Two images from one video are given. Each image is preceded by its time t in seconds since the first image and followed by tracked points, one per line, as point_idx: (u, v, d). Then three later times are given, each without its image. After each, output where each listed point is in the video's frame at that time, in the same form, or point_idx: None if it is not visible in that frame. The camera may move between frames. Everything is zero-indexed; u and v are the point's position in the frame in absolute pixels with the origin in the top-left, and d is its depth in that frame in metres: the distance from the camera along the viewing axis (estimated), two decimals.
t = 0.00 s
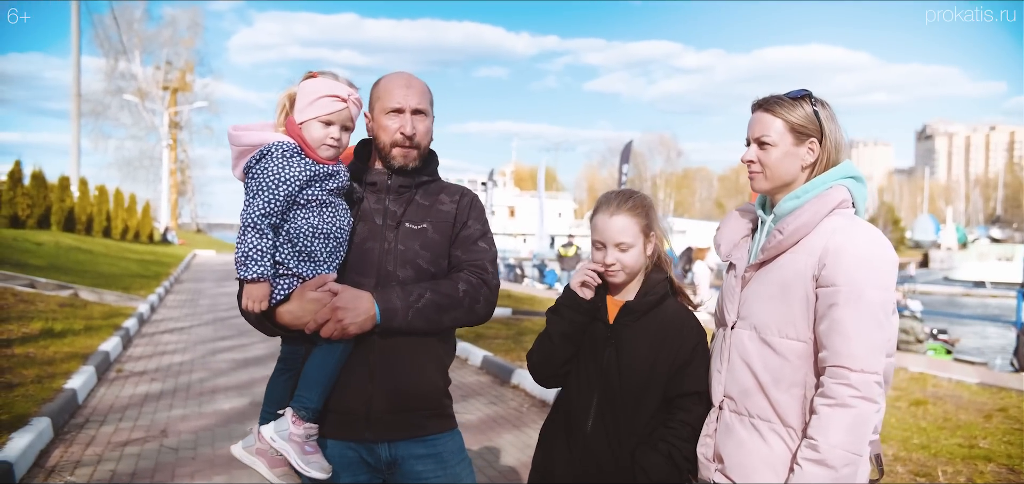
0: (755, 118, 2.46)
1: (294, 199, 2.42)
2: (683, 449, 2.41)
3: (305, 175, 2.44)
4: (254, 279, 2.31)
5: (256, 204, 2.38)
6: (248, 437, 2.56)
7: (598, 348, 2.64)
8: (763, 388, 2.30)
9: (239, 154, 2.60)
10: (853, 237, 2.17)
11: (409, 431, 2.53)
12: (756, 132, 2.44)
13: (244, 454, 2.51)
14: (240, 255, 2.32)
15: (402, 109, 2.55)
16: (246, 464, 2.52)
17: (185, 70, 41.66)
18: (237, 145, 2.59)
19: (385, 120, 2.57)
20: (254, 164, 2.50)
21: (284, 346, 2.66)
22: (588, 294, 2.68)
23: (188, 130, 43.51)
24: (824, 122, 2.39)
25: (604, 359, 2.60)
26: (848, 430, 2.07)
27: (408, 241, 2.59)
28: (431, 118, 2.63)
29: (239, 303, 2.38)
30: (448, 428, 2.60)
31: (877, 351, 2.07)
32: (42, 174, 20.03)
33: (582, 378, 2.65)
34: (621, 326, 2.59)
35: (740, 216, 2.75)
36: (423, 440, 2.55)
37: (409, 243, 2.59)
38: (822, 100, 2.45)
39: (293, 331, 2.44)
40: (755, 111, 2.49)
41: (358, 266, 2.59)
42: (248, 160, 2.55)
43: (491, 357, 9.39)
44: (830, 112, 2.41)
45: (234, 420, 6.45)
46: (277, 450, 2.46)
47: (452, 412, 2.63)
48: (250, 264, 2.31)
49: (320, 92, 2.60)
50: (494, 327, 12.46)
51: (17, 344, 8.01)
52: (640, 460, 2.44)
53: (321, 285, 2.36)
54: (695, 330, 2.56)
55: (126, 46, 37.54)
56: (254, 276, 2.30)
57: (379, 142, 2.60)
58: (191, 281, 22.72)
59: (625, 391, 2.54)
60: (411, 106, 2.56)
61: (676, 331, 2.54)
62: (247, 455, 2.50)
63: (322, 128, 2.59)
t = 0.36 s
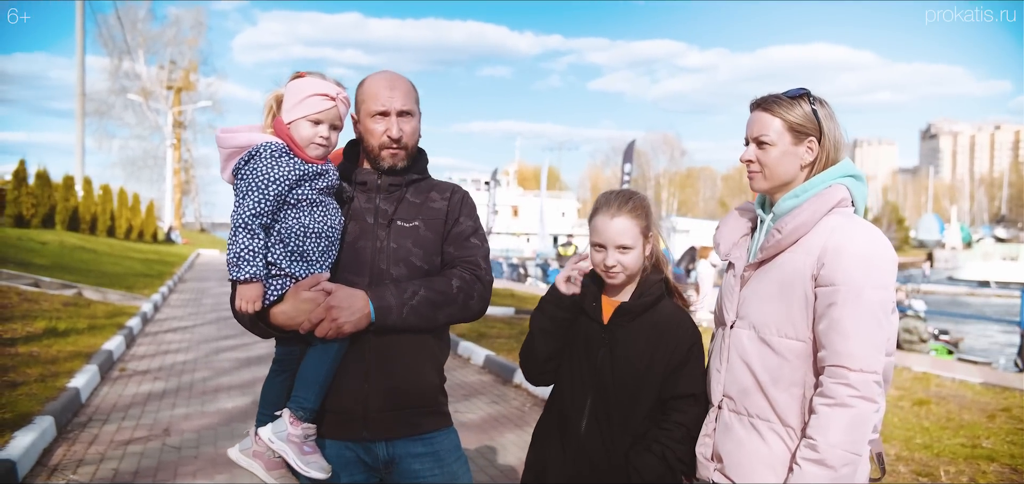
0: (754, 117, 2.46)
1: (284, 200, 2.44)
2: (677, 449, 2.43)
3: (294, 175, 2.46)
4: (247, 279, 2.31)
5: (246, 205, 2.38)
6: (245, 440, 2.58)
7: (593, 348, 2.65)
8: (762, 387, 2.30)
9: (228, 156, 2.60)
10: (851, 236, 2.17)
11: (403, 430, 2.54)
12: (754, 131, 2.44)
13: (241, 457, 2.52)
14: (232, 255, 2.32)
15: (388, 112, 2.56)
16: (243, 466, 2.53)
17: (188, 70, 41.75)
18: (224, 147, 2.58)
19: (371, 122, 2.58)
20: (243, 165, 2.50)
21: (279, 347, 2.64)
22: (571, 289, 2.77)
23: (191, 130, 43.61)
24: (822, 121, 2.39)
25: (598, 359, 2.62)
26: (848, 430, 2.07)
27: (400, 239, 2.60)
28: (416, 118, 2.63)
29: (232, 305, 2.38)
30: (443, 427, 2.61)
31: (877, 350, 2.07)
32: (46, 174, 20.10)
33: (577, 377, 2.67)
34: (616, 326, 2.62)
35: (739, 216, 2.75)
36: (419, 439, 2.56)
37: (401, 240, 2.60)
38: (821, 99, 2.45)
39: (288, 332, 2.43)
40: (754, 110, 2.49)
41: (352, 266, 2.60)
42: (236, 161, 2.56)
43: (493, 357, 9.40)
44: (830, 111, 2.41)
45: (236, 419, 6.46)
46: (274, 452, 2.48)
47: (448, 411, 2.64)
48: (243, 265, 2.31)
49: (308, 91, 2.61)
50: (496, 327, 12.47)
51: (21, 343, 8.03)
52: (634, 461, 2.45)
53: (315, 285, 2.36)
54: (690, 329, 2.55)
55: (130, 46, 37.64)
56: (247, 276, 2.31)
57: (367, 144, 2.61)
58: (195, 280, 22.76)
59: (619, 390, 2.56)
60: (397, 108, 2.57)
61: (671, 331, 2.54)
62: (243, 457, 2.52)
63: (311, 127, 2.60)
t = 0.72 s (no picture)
0: (755, 120, 2.47)
1: (284, 203, 2.45)
2: (664, 448, 2.51)
3: (293, 178, 2.46)
4: (252, 286, 2.34)
5: (247, 210, 2.40)
6: (248, 446, 2.58)
7: (578, 350, 2.71)
8: (763, 390, 2.31)
9: (219, 163, 2.59)
10: (852, 238, 2.17)
11: (406, 430, 2.58)
12: (756, 135, 2.45)
13: (246, 464, 2.53)
14: (235, 262, 2.34)
15: (380, 114, 2.58)
16: (249, 473, 2.53)
17: (195, 71, 41.91)
18: (216, 154, 2.57)
19: (363, 125, 2.60)
20: (239, 171, 2.51)
21: (280, 351, 2.59)
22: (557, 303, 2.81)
23: (198, 131, 43.76)
24: (824, 124, 2.40)
25: (583, 361, 2.69)
26: (848, 433, 2.08)
27: (398, 241, 2.63)
28: (408, 120, 2.65)
29: (236, 313, 2.39)
30: (443, 426, 2.66)
31: (878, 353, 2.08)
32: (54, 176, 20.21)
33: (563, 380, 2.71)
34: (601, 329, 2.69)
35: (740, 217, 2.76)
36: (422, 438, 2.61)
37: (400, 243, 2.63)
38: (823, 101, 2.45)
39: (291, 336, 2.44)
40: (755, 113, 2.50)
41: (351, 268, 2.61)
42: (230, 168, 2.56)
43: (498, 358, 9.41)
44: (831, 113, 2.42)
45: (241, 420, 6.48)
46: (280, 456, 2.50)
47: (447, 410, 2.69)
48: (246, 271, 2.33)
49: (298, 93, 2.59)
50: (501, 328, 12.49)
51: (28, 344, 8.07)
52: (624, 460, 2.54)
53: (319, 289, 2.37)
54: (674, 331, 2.66)
55: (136, 48, 37.78)
56: (252, 282, 2.33)
57: (359, 147, 2.63)
58: (200, 281, 22.84)
59: (607, 392, 2.64)
60: (388, 110, 2.59)
61: (655, 332, 2.64)
62: (248, 463, 2.53)
63: (305, 129, 2.58)
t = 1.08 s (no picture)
0: (751, 123, 2.49)
1: (285, 207, 2.46)
2: (663, 450, 2.56)
3: (293, 182, 2.48)
4: (255, 290, 2.36)
5: (249, 214, 2.41)
6: (248, 447, 2.59)
7: (571, 356, 2.72)
8: (758, 391, 2.33)
9: (219, 166, 2.60)
10: (846, 240, 2.19)
11: (406, 430, 2.60)
12: (752, 138, 2.47)
13: (246, 465, 2.53)
14: (238, 266, 2.36)
15: (376, 113, 2.61)
16: (249, 473, 2.54)
17: (198, 72, 41.99)
18: (216, 157, 2.58)
19: (360, 125, 2.62)
20: (239, 175, 2.52)
21: (280, 353, 2.62)
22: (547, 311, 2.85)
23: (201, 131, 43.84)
24: (819, 127, 2.41)
25: (578, 367, 2.70)
26: (843, 434, 2.09)
27: (396, 244, 2.65)
28: (403, 120, 2.68)
29: (239, 317, 2.41)
30: (440, 426, 2.69)
31: (871, 355, 2.10)
32: (58, 176, 20.28)
33: (557, 385, 2.72)
34: (594, 336, 2.71)
35: (737, 220, 2.78)
36: (420, 438, 2.63)
37: (397, 245, 2.65)
38: (818, 105, 2.47)
39: (292, 338, 2.46)
40: (751, 116, 2.52)
41: (351, 271, 2.62)
42: (230, 171, 2.57)
43: (500, 358, 9.43)
44: (826, 116, 2.44)
45: (243, 419, 6.51)
46: (281, 457, 2.52)
47: (445, 411, 2.72)
48: (250, 276, 2.35)
49: (297, 96, 2.62)
50: (504, 328, 12.51)
51: (32, 344, 8.11)
52: (625, 462, 2.58)
53: (321, 292, 2.39)
54: (665, 334, 2.69)
55: (139, 48, 37.83)
56: (255, 286, 2.35)
57: (356, 146, 2.65)
58: (204, 281, 22.90)
59: (604, 397, 2.65)
60: (385, 109, 2.62)
61: (647, 336, 2.67)
62: (249, 464, 2.53)
63: (303, 132, 2.61)
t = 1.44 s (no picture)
0: (746, 125, 2.50)
1: (281, 210, 2.48)
2: (661, 453, 2.58)
3: (290, 185, 2.50)
4: (249, 293, 2.38)
5: (244, 218, 2.42)
6: (244, 445, 2.60)
7: (571, 358, 2.73)
8: (752, 392, 2.34)
9: (217, 170, 2.61)
10: (840, 242, 2.21)
11: (400, 431, 2.62)
12: (746, 140, 2.48)
13: (242, 463, 2.54)
14: (232, 269, 2.37)
15: (378, 112, 2.63)
16: (245, 471, 2.56)
17: (201, 72, 42.07)
18: (215, 160, 2.60)
19: (361, 123, 2.64)
20: (236, 178, 2.54)
21: (276, 353, 2.66)
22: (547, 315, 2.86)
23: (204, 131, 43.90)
24: (813, 130, 2.43)
25: (577, 368, 2.71)
26: (836, 434, 2.11)
27: (393, 246, 2.67)
28: (405, 121, 2.71)
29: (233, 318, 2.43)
30: (435, 425, 2.71)
31: (865, 355, 2.11)
32: (61, 176, 20.32)
33: (556, 387, 2.73)
34: (594, 338, 2.72)
35: (731, 221, 2.80)
36: (415, 437, 2.65)
37: (394, 247, 2.67)
38: (812, 106, 2.48)
39: (286, 339, 2.49)
40: (746, 118, 2.53)
41: (347, 273, 2.64)
42: (228, 174, 2.58)
43: (500, 358, 9.45)
44: (821, 119, 2.45)
45: (244, 419, 6.53)
46: (275, 455, 2.52)
47: (440, 411, 2.74)
48: (243, 279, 2.36)
49: (294, 101, 2.63)
50: (505, 328, 12.53)
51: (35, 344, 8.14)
52: (623, 465, 2.59)
53: (316, 295, 2.41)
54: (665, 337, 2.71)
55: (142, 48, 37.88)
56: (248, 290, 2.36)
57: (356, 145, 2.67)
58: (206, 281, 22.94)
59: (603, 399, 2.67)
60: (386, 109, 2.64)
61: (647, 339, 2.69)
62: (244, 462, 2.54)
63: (301, 136, 2.63)
